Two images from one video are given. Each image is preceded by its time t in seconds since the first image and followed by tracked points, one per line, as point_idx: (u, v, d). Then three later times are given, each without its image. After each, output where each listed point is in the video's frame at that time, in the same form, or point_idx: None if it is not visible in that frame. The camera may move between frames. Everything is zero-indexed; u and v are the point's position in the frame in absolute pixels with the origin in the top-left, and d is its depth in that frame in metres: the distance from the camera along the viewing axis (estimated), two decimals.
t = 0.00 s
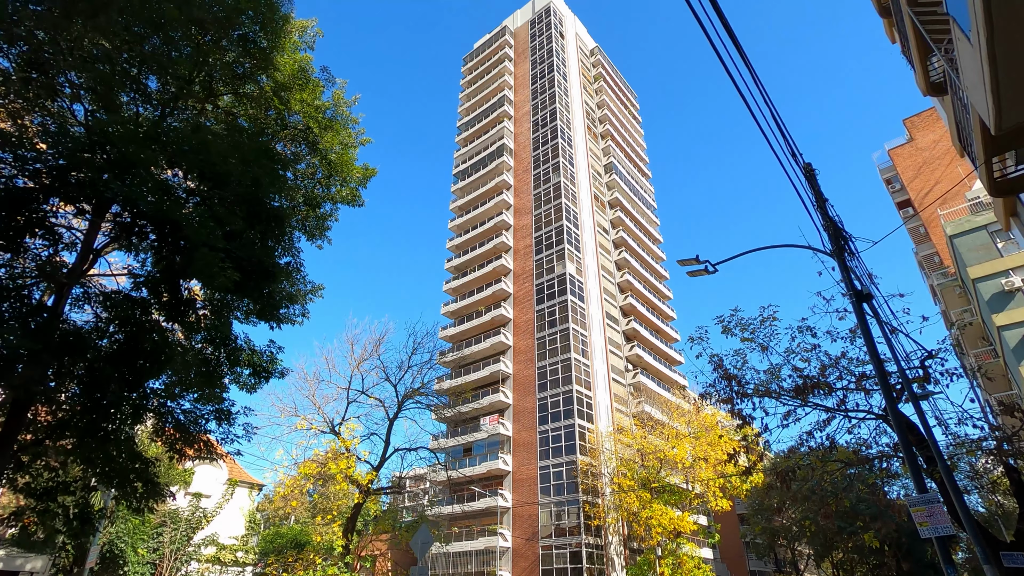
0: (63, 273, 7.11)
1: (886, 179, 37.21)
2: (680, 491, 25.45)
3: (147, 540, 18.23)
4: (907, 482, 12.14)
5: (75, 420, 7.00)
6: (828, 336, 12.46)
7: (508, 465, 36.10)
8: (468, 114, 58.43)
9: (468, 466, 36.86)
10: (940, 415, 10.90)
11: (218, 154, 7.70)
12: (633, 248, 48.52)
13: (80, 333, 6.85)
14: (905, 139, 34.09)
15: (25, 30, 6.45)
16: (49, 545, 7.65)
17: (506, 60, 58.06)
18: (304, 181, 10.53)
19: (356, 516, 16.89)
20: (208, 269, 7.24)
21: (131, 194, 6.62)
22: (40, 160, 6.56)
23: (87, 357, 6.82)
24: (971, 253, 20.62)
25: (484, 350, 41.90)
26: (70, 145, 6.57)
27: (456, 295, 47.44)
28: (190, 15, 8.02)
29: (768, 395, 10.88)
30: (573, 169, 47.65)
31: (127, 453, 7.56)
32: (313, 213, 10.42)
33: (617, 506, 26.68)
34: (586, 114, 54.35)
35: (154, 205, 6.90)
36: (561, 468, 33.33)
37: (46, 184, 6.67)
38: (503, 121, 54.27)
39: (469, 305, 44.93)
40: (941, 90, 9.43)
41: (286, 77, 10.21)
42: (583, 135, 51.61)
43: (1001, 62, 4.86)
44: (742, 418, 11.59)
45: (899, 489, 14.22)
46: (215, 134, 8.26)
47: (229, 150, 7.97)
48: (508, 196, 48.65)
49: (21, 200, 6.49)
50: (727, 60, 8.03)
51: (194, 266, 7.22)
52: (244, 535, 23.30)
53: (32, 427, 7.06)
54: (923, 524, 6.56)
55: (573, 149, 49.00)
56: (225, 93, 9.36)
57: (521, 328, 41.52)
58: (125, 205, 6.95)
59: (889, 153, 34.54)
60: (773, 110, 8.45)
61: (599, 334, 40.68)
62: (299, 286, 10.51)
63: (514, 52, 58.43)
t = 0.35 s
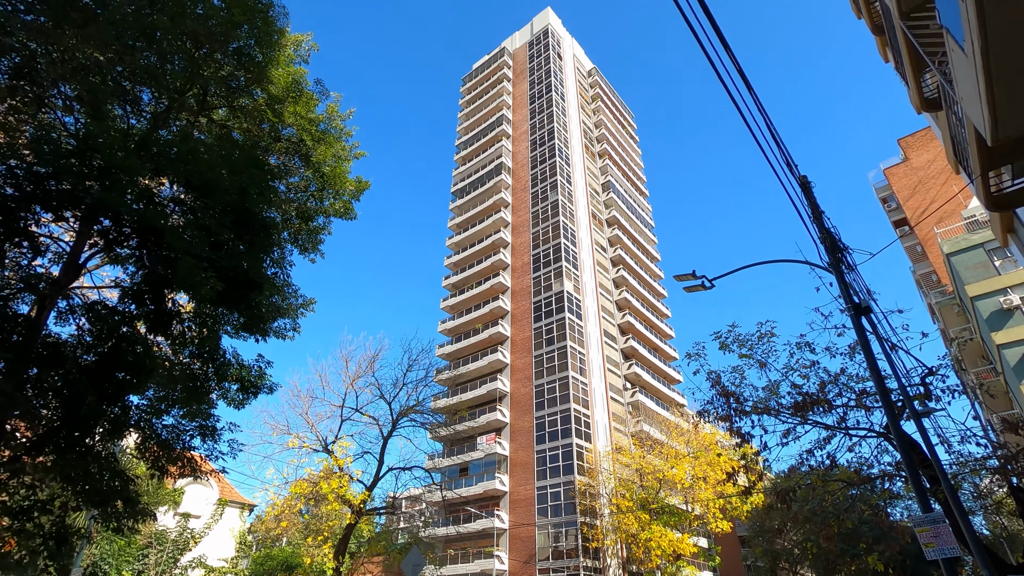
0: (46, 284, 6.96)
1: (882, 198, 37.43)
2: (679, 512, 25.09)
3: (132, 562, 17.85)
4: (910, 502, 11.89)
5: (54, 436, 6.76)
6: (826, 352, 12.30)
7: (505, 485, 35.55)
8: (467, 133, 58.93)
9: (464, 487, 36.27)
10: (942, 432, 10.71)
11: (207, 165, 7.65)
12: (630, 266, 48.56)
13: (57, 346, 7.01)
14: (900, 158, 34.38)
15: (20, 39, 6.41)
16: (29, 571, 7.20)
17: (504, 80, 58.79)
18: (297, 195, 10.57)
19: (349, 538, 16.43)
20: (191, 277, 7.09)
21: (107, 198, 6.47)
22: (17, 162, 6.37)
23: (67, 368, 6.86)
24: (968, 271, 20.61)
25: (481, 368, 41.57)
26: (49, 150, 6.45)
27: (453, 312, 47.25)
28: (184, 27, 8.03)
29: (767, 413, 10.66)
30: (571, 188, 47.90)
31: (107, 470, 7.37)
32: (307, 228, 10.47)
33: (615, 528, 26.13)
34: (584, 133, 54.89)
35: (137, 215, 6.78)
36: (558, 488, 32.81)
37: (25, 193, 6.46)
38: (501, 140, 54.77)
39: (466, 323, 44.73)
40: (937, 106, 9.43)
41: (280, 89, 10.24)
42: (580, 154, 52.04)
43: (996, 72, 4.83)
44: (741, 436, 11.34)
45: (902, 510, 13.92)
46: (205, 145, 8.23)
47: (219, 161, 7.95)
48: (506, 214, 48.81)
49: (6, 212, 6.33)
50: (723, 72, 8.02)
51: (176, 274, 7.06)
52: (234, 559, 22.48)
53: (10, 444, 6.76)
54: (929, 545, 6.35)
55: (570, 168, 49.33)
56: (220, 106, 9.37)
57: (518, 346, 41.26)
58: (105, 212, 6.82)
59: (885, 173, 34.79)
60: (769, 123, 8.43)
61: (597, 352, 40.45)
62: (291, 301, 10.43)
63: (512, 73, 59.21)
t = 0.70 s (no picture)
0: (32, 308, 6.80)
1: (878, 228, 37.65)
2: (682, 548, 24.35)
3: None
4: (921, 537, 11.50)
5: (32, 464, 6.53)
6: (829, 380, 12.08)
7: (503, 520, 34.66)
8: (467, 165, 59.66)
9: (461, 522, 35.32)
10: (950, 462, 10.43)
11: (198, 185, 7.60)
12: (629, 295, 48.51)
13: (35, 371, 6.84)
14: (895, 190, 34.72)
15: (19, 63, 6.44)
16: None
17: (503, 113, 59.88)
18: (292, 220, 10.58)
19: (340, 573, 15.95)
20: (177, 298, 7.00)
21: (92, 215, 6.43)
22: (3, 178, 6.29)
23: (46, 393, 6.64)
24: (968, 300, 20.52)
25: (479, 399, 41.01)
26: (37, 168, 6.41)
27: (451, 342, 46.89)
28: (182, 51, 8.13)
29: (770, 443, 10.38)
30: (569, 218, 48.23)
31: (87, 501, 7.13)
32: (302, 253, 10.46)
33: (616, 566, 25.03)
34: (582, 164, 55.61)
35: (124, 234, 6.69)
36: (557, 523, 31.95)
37: (11, 210, 6.38)
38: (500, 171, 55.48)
39: (464, 352, 44.36)
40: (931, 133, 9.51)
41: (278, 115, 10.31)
42: (578, 185, 52.60)
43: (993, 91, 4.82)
44: (744, 468, 11.01)
45: (913, 546, 13.44)
46: (200, 168, 8.23)
47: (213, 182, 7.95)
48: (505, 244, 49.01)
49: None
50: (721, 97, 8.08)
51: (161, 294, 6.96)
52: None
53: None
54: None
55: (569, 198, 49.78)
56: (219, 131, 9.42)
57: (517, 376, 40.82)
58: (92, 232, 6.77)
59: (881, 204, 35.08)
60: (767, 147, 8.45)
61: (596, 383, 40.00)
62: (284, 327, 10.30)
63: (511, 106, 60.37)
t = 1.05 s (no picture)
0: (19, 327, 6.70)
1: (876, 250, 37.77)
2: None
3: None
4: (932, 564, 11.15)
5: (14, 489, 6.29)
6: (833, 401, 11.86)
7: (501, 548, 33.83)
8: (466, 188, 60.07)
9: (458, 549, 34.45)
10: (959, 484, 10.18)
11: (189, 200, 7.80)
12: (628, 318, 48.33)
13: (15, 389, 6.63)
14: (891, 212, 34.93)
15: (16, 81, 6.49)
16: None
17: (502, 138, 60.58)
18: (287, 239, 10.52)
19: None
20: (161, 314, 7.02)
21: (73, 228, 6.31)
22: None
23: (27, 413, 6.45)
24: (969, 321, 20.39)
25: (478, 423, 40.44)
26: (26, 182, 6.38)
27: (450, 365, 46.46)
28: (178, 70, 8.22)
29: (774, 466, 10.09)
30: (568, 240, 48.38)
31: (67, 528, 6.91)
32: (295, 273, 10.37)
33: None
34: (580, 188, 56.04)
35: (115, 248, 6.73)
36: (557, 551, 31.16)
37: None
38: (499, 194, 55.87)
39: (463, 375, 43.95)
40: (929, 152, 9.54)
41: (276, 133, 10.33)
42: (577, 208, 52.89)
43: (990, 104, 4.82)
44: (747, 493, 10.70)
45: None
46: (194, 186, 8.32)
47: (206, 201, 8.08)
48: (504, 266, 49.05)
49: None
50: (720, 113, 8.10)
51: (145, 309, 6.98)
52: None
53: None
54: None
55: (567, 221, 50.01)
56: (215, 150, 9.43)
57: (516, 399, 40.38)
58: (82, 248, 6.75)
59: (878, 226, 35.24)
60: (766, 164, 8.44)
61: (596, 406, 39.52)
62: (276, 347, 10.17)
63: (510, 130, 61.12)
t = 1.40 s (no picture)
0: (7, 332, 6.57)
1: (875, 257, 37.75)
2: None
3: None
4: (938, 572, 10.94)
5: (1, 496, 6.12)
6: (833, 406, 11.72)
7: (501, 559, 33.41)
8: (465, 197, 60.14)
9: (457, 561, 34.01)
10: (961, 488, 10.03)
11: (176, 201, 7.77)
12: (628, 326, 48.18)
13: None
14: (890, 219, 34.93)
15: (4, 82, 6.42)
16: None
17: (501, 146, 60.77)
18: (279, 243, 10.50)
19: None
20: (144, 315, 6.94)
21: (52, 224, 6.18)
22: None
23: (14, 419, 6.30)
24: (969, 327, 20.29)
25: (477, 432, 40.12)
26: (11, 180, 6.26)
27: (449, 373, 46.21)
28: (168, 71, 8.19)
29: (774, 473, 9.93)
30: (567, 248, 48.36)
31: (51, 538, 6.75)
32: (287, 277, 10.34)
33: None
34: (579, 196, 56.11)
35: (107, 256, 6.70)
36: (557, 562, 30.78)
37: None
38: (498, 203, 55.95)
39: (462, 384, 43.70)
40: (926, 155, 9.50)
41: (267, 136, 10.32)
42: (576, 216, 52.90)
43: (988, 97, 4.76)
44: (748, 500, 10.52)
45: None
46: (182, 187, 8.25)
47: (196, 203, 8.08)
48: (503, 275, 48.97)
49: None
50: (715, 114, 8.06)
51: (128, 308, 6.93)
52: None
53: None
54: None
55: (566, 229, 50.00)
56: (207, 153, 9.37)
57: (515, 408, 40.13)
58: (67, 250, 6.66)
59: (876, 232, 35.23)
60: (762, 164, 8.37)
61: (595, 415, 39.23)
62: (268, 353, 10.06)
63: (509, 139, 61.33)
